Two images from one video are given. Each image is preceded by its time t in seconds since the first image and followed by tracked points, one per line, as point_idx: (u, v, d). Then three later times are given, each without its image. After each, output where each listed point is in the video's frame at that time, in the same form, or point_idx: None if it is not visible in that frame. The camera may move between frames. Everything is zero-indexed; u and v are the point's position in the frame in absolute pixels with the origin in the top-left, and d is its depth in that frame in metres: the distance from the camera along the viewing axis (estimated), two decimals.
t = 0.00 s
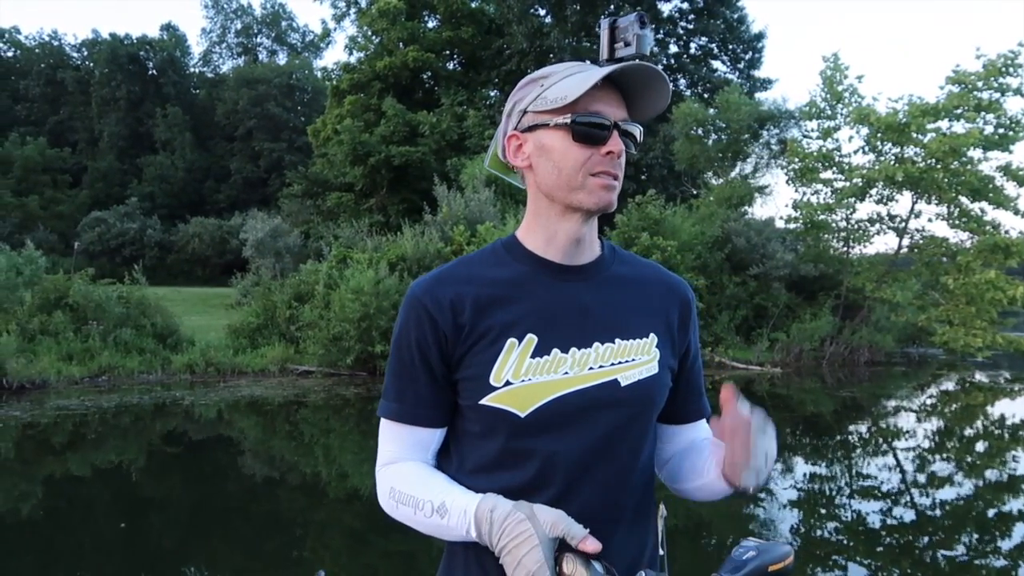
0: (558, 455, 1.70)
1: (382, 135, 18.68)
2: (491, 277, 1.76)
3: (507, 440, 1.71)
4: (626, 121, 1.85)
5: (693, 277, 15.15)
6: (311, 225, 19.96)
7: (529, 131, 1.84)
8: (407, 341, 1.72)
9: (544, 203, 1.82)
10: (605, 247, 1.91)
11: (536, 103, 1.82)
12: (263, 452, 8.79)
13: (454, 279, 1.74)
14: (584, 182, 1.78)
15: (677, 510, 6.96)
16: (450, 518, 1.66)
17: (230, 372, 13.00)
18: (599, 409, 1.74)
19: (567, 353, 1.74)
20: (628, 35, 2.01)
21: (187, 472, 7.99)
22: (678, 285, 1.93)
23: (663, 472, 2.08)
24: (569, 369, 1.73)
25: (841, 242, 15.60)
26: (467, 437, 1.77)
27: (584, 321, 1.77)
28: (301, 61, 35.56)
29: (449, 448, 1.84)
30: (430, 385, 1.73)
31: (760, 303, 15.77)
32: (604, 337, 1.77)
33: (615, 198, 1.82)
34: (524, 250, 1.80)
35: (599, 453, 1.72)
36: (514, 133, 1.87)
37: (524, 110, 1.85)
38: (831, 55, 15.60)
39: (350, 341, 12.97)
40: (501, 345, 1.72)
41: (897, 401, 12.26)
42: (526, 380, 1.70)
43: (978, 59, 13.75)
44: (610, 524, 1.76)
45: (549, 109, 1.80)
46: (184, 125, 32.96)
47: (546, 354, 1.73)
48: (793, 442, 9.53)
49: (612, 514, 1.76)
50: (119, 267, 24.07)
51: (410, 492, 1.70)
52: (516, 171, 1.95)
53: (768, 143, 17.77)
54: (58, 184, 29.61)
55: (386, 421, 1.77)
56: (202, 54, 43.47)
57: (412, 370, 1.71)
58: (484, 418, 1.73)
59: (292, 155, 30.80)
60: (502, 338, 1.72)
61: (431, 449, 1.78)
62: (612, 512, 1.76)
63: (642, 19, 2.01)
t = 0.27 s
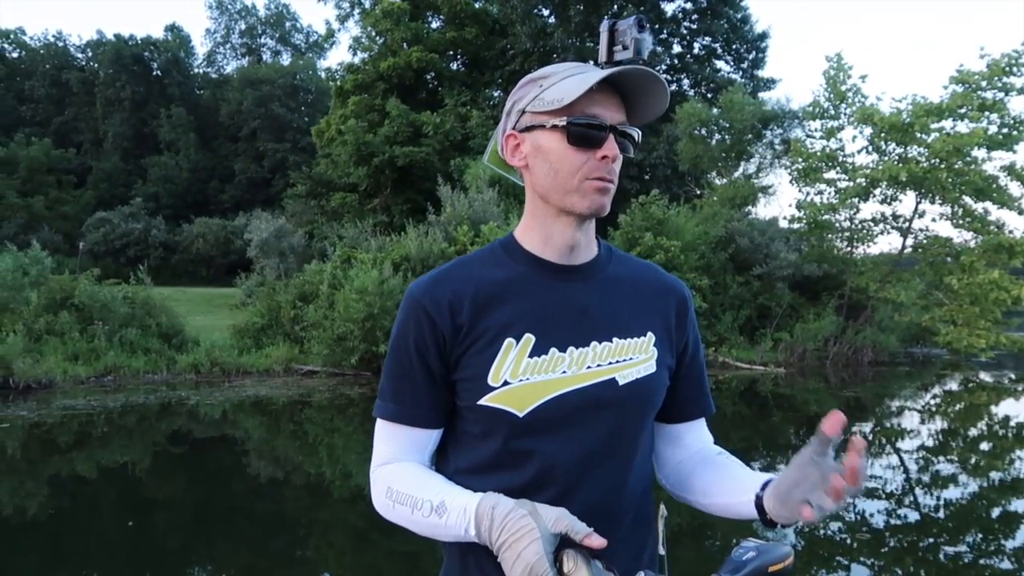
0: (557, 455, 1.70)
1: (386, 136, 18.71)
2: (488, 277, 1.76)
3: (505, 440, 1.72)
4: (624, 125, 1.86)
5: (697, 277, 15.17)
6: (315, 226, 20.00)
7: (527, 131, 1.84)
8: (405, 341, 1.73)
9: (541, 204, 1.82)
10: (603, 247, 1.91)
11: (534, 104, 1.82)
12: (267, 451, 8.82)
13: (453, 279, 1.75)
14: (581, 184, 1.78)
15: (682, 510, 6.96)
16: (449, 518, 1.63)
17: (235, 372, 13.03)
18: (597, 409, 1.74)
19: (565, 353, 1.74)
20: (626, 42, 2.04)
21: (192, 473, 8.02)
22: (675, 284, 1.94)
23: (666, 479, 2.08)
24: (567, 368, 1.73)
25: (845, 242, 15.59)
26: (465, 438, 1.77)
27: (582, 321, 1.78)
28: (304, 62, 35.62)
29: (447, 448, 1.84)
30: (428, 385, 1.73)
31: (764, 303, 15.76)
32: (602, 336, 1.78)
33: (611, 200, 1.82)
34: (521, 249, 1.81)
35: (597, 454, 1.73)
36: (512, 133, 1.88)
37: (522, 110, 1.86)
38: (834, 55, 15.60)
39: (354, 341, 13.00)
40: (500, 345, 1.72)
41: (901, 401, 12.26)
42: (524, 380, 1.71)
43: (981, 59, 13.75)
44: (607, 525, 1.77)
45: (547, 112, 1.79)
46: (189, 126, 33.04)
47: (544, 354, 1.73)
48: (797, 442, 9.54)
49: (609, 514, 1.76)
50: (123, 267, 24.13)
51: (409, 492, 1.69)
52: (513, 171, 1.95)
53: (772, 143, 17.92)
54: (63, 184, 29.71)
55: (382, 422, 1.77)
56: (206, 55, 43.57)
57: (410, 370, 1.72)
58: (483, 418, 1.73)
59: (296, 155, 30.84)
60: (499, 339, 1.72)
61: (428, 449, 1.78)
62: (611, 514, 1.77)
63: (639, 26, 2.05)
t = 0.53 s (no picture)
0: (556, 457, 1.71)
1: (390, 137, 18.74)
2: (487, 279, 1.77)
3: (504, 442, 1.72)
4: (597, 114, 1.85)
5: (700, 278, 15.19)
6: (318, 226, 20.04)
7: (510, 134, 1.89)
8: (404, 343, 1.73)
9: (523, 204, 1.87)
10: (601, 247, 1.93)
11: (510, 106, 1.87)
12: (272, 451, 8.84)
13: (451, 282, 1.76)
14: (550, 180, 1.80)
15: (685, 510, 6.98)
16: (447, 514, 1.65)
17: (239, 372, 13.06)
18: (596, 410, 1.75)
19: (563, 354, 1.76)
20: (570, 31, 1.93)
21: (196, 473, 8.05)
22: (675, 284, 1.96)
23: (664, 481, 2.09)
24: (565, 370, 1.74)
25: (848, 243, 15.58)
26: (465, 441, 1.77)
27: (580, 322, 1.79)
28: (308, 63, 35.68)
29: (446, 451, 1.84)
30: (427, 388, 1.74)
31: (767, 304, 15.76)
32: (601, 337, 1.79)
33: (587, 194, 1.82)
34: (519, 251, 1.82)
35: (598, 455, 1.73)
36: (503, 137, 1.94)
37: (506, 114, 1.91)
38: (838, 56, 15.60)
39: (358, 341, 13.02)
40: (498, 346, 1.73)
41: (905, 402, 12.25)
42: (523, 382, 1.71)
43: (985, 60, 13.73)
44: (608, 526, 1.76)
45: (517, 107, 1.84)
46: (193, 127, 33.10)
47: (542, 355, 1.74)
48: (800, 443, 9.55)
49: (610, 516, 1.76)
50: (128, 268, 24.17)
51: (408, 490, 1.69)
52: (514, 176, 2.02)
53: (775, 143, 17.96)
54: (67, 185, 29.79)
55: (380, 424, 1.78)
56: (210, 56, 43.67)
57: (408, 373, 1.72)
58: (482, 420, 1.73)
59: (300, 156, 30.90)
60: (497, 340, 1.73)
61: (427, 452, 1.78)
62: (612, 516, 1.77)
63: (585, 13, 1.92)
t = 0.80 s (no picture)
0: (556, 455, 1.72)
1: (393, 137, 18.78)
2: (488, 279, 1.79)
3: (505, 440, 1.73)
4: (567, 109, 1.84)
5: (704, 277, 15.20)
6: (322, 226, 20.09)
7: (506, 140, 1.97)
8: (405, 340, 1.74)
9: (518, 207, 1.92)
10: (600, 246, 1.95)
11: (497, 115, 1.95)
12: (276, 451, 8.87)
13: (451, 282, 1.77)
14: (524, 180, 1.83)
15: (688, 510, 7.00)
16: (436, 488, 1.56)
17: (244, 371, 13.10)
18: (595, 409, 1.77)
19: (563, 354, 1.77)
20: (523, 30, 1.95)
21: (200, 472, 8.08)
22: (674, 282, 1.97)
23: (661, 476, 2.09)
24: (564, 369, 1.76)
25: (852, 242, 15.57)
26: (466, 440, 1.77)
27: (579, 321, 1.81)
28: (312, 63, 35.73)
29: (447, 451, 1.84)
30: (429, 385, 1.74)
31: (771, 303, 15.78)
32: (601, 336, 1.80)
33: (564, 190, 1.81)
34: (519, 252, 1.84)
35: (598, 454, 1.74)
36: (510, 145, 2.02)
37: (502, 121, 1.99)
38: (841, 55, 15.61)
39: (362, 340, 13.04)
40: (498, 346, 1.75)
41: (909, 402, 12.24)
42: (523, 380, 1.73)
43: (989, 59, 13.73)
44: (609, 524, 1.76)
45: (500, 107, 1.91)
46: (197, 127, 33.17)
47: (542, 355, 1.76)
48: (804, 442, 9.56)
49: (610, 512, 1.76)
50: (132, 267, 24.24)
51: (401, 475, 1.64)
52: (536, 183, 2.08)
53: (778, 143, 17.88)
54: (72, 185, 29.88)
55: (382, 421, 1.75)
56: (214, 56, 43.77)
57: (409, 370, 1.72)
58: (483, 420, 1.74)
59: (304, 156, 30.95)
60: (497, 340, 1.75)
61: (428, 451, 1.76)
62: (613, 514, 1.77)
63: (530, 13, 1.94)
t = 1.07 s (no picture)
0: (553, 449, 1.73)
1: (398, 138, 18.81)
2: (487, 278, 1.82)
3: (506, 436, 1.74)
4: (547, 111, 1.80)
5: (708, 278, 15.21)
6: (327, 226, 20.13)
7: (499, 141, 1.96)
8: (407, 337, 1.77)
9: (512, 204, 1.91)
10: (603, 246, 1.96)
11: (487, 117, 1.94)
12: (281, 451, 8.90)
13: (453, 281, 1.81)
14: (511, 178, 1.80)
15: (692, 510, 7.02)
16: (413, 452, 1.54)
17: (249, 371, 13.14)
18: (593, 405, 1.79)
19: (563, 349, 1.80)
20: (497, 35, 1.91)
21: (205, 472, 8.11)
22: (675, 280, 1.99)
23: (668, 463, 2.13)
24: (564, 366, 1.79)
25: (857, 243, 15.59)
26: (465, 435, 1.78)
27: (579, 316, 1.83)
28: (316, 64, 35.80)
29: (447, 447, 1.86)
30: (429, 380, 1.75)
31: (774, 304, 16.00)
32: (600, 333, 1.83)
33: (551, 186, 1.76)
34: (521, 250, 1.87)
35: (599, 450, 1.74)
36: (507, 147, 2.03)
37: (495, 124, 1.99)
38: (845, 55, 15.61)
39: (367, 341, 13.06)
40: (498, 340, 1.77)
41: (913, 402, 12.24)
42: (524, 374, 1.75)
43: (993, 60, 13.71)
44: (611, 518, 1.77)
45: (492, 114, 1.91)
46: (202, 127, 33.24)
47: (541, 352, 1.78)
48: (808, 442, 9.58)
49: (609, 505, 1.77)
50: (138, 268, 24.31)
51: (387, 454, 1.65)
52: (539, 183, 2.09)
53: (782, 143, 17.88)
54: (77, 186, 29.99)
55: (385, 416, 1.74)
56: (218, 56, 43.88)
57: (408, 366, 1.75)
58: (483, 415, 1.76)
59: (308, 157, 31.02)
60: (497, 334, 1.77)
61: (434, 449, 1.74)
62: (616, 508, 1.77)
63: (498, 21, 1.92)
